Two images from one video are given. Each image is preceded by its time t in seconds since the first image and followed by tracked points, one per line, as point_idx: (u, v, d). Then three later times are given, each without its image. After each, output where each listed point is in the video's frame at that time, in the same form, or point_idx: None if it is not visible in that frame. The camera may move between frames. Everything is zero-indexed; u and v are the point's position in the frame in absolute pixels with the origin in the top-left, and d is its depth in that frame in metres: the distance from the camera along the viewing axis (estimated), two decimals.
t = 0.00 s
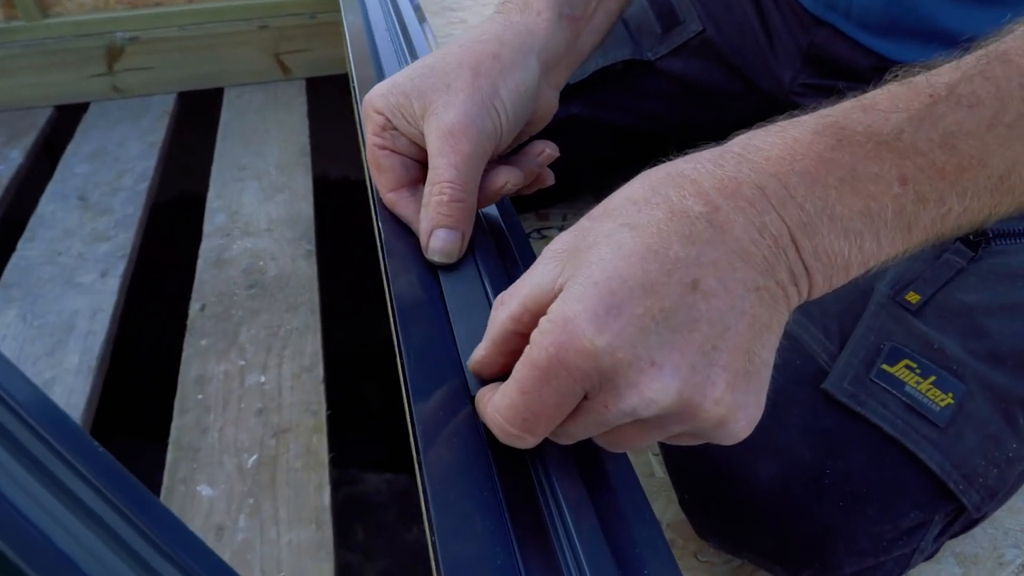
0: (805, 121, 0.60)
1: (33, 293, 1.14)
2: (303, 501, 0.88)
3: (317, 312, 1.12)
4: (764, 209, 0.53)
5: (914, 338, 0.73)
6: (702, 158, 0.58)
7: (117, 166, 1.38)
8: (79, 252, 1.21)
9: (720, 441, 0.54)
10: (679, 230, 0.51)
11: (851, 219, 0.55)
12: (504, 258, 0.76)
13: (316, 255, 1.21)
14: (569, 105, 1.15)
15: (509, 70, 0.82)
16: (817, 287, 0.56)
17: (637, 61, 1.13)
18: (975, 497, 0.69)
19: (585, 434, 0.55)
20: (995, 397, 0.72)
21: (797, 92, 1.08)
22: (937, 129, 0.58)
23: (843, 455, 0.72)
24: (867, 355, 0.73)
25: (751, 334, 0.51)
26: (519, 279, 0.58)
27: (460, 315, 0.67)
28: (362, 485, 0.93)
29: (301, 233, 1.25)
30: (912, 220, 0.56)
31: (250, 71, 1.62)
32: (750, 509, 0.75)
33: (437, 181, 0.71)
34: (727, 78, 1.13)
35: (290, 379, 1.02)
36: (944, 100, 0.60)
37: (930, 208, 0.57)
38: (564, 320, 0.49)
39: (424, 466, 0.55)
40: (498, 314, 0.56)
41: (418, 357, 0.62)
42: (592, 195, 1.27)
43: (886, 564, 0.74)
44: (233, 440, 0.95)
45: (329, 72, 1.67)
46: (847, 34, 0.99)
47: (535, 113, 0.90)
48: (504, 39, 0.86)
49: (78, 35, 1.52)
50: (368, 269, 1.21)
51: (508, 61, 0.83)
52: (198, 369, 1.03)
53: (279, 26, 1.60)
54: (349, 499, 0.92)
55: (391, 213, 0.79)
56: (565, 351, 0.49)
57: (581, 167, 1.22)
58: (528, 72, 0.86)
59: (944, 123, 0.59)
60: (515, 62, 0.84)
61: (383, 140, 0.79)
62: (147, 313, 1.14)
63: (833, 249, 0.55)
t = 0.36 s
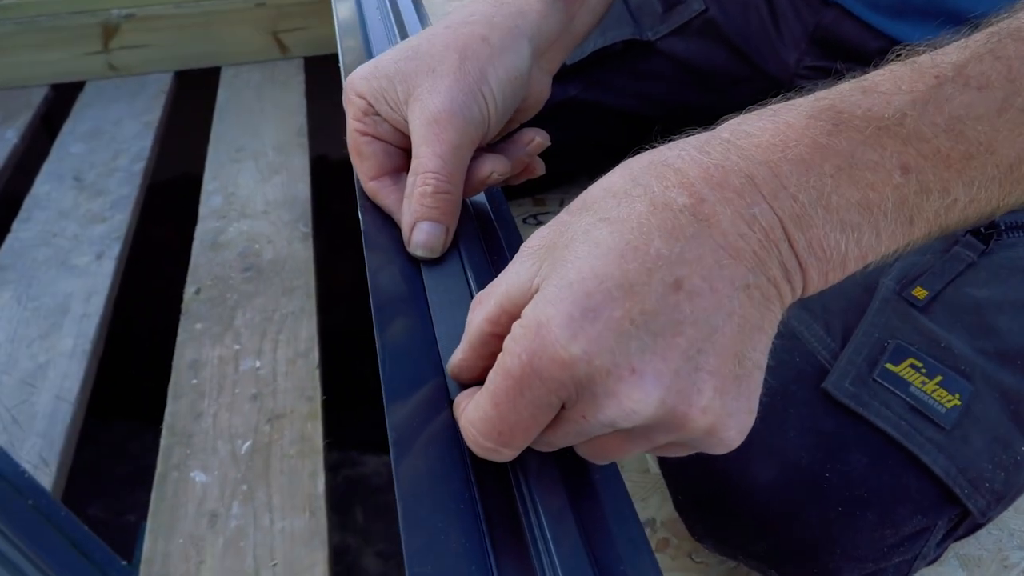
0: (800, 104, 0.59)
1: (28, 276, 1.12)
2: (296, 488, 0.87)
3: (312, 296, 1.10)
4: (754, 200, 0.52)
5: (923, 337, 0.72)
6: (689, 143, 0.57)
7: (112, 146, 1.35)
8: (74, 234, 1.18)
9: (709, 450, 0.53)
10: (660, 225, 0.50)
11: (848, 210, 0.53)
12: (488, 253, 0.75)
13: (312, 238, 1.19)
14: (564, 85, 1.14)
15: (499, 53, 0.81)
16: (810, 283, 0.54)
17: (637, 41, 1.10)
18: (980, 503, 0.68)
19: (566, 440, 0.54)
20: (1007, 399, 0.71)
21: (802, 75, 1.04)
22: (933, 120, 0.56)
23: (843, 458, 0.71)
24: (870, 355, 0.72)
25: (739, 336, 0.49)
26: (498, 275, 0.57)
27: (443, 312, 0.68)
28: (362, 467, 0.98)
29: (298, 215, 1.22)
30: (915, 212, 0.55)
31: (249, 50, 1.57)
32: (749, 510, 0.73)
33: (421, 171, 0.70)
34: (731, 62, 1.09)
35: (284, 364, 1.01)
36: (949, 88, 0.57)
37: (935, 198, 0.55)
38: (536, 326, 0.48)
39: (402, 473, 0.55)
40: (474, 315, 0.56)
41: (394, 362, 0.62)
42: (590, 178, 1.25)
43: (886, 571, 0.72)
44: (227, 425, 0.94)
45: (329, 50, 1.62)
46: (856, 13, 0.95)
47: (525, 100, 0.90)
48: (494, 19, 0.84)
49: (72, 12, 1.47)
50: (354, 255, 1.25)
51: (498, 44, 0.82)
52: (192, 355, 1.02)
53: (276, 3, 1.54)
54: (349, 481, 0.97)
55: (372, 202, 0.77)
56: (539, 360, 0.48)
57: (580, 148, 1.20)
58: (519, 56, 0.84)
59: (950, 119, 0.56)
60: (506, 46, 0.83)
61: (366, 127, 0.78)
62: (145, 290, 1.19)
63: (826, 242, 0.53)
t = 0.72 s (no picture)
0: (797, 120, 0.57)
1: (27, 263, 1.12)
2: (295, 479, 0.87)
3: (311, 284, 1.09)
4: (760, 218, 0.51)
5: (925, 344, 0.72)
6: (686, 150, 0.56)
7: (112, 131, 1.34)
8: (73, 220, 1.18)
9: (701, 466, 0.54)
10: (662, 243, 0.49)
11: (854, 225, 0.53)
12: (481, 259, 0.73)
13: (312, 225, 1.18)
14: (565, 76, 1.11)
15: (496, 48, 0.80)
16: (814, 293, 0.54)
17: (640, 31, 1.08)
18: (983, 511, 0.67)
19: (559, 456, 0.54)
20: (1011, 407, 0.70)
21: (806, 67, 1.03)
22: (936, 122, 0.56)
23: (842, 467, 0.71)
24: (872, 362, 0.72)
25: (741, 355, 0.50)
26: (491, 285, 0.56)
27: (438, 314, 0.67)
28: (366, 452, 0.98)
29: (298, 202, 1.21)
30: (923, 222, 0.55)
31: (249, 34, 1.56)
32: (741, 518, 0.73)
33: (412, 168, 0.69)
34: (734, 52, 1.07)
35: (283, 353, 1.00)
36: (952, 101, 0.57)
37: (945, 208, 0.56)
38: (534, 348, 0.48)
39: (384, 487, 0.55)
40: (467, 326, 0.55)
41: (381, 373, 0.62)
42: (591, 169, 1.24)
43: None
44: (225, 414, 0.93)
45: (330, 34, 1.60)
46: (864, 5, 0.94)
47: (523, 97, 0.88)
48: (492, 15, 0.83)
49: None
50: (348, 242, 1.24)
51: (494, 39, 0.80)
52: (191, 344, 1.01)
53: None
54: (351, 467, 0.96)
55: (362, 199, 0.77)
56: (537, 383, 0.48)
57: (580, 140, 1.19)
58: (516, 52, 0.83)
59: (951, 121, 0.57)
60: (502, 41, 0.81)
61: (358, 123, 0.77)
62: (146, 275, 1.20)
63: (824, 252, 0.53)
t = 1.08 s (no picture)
0: (855, 147, 0.57)
1: (35, 265, 1.12)
2: (303, 478, 0.87)
3: (318, 284, 1.09)
4: (845, 247, 0.53)
5: (935, 327, 0.72)
6: (760, 161, 0.56)
7: (118, 134, 1.34)
8: (80, 223, 1.18)
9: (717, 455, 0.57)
10: (766, 263, 0.50)
11: (919, 250, 0.55)
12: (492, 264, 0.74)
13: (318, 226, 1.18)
14: (573, 70, 1.12)
15: (495, 15, 0.83)
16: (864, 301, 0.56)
17: (646, 23, 1.09)
18: (996, 496, 0.67)
19: (598, 437, 0.55)
20: None
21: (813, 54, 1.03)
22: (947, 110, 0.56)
23: (853, 452, 0.71)
24: (882, 346, 0.72)
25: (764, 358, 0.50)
26: (548, 257, 0.55)
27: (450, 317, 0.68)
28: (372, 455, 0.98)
29: (304, 203, 1.21)
30: (982, 226, 0.58)
31: (253, 36, 1.56)
32: (755, 507, 0.73)
33: (394, 102, 0.73)
34: (738, 43, 1.07)
35: (291, 353, 1.00)
36: (968, 115, 0.59)
37: (1002, 215, 0.59)
38: (642, 338, 0.47)
39: (397, 465, 0.56)
40: (532, 296, 0.55)
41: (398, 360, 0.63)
42: (597, 163, 1.24)
43: (898, 565, 0.72)
44: (234, 414, 0.94)
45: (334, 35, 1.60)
46: None
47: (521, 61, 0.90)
48: None
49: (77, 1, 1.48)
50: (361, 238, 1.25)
51: None
52: (199, 344, 1.01)
53: None
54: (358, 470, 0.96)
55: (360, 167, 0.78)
56: (633, 375, 0.47)
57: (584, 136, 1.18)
58: (515, 24, 0.86)
59: (974, 129, 0.58)
60: None
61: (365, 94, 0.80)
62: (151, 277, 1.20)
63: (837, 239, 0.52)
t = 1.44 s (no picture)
0: (836, 126, 0.60)
1: (37, 275, 1.13)
2: (304, 485, 0.88)
3: (320, 294, 1.10)
4: (829, 214, 0.55)
5: (923, 321, 0.71)
6: (753, 138, 0.59)
7: (122, 147, 1.36)
8: (83, 233, 1.19)
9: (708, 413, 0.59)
10: (760, 222, 0.53)
11: (898, 222, 0.58)
12: (489, 251, 0.78)
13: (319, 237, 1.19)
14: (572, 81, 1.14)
15: (505, 22, 0.85)
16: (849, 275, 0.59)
17: (644, 35, 1.11)
18: (985, 485, 0.67)
19: (601, 392, 0.56)
20: (1009, 382, 0.70)
21: (807, 64, 1.04)
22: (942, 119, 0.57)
23: (846, 441, 0.71)
24: (873, 338, 0.72)
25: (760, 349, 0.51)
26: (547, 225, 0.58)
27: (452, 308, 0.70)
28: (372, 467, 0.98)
29: (305, 215, 1.22)
30: (955, 205, 0.61)
31: (256, 52, 1.58)
32: (753, 498, 0.73)
33: (429, 106, 0.71)
34: (735, 53, 1.09)
35: (292, 361, 1.01)
36: (941, 98, 0.62)
37: (977, 198, 0.62)
38: (644, 281, 0.49)
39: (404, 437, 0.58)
40: (531, 262, 0.57)
41: (402, 339, 0.64)
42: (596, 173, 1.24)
43: (891, 553, 0.72)
44: (235, 422, 0.94)
45: (336, 51, 1.63)
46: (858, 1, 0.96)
47: (534, 65, 0.93)
48: None
49: (82, 15, 1.49)
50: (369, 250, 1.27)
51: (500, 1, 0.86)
52: (200, 353, 1.02)
53: (284, 5, 1.56)
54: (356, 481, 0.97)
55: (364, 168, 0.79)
56: (634, 315, 0.49)
57: (580, 144, 1.20)
58: (524, 33, 0.88)
59: (946, 111, 0.61)
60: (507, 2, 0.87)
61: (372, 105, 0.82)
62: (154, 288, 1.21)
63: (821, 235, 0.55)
